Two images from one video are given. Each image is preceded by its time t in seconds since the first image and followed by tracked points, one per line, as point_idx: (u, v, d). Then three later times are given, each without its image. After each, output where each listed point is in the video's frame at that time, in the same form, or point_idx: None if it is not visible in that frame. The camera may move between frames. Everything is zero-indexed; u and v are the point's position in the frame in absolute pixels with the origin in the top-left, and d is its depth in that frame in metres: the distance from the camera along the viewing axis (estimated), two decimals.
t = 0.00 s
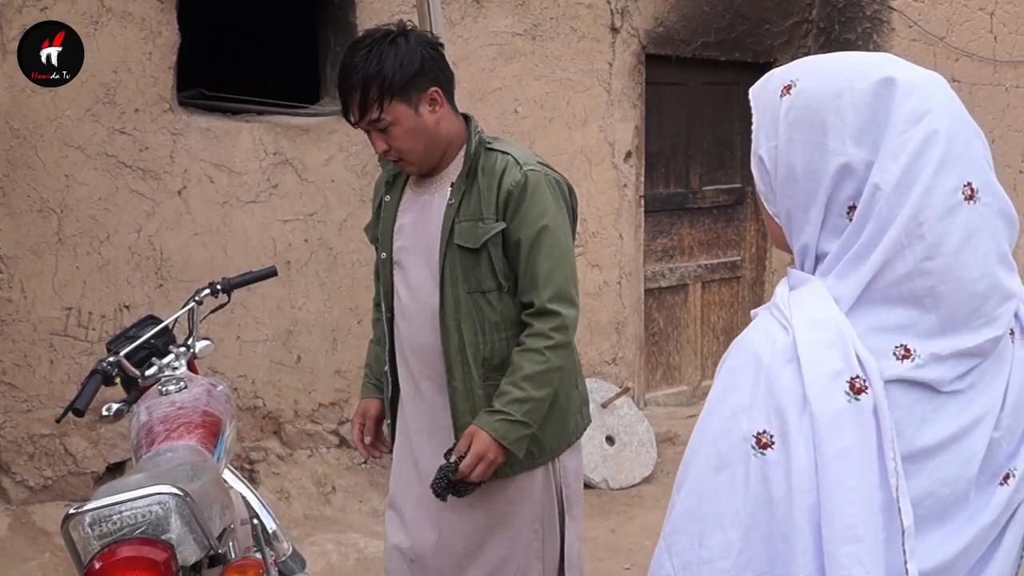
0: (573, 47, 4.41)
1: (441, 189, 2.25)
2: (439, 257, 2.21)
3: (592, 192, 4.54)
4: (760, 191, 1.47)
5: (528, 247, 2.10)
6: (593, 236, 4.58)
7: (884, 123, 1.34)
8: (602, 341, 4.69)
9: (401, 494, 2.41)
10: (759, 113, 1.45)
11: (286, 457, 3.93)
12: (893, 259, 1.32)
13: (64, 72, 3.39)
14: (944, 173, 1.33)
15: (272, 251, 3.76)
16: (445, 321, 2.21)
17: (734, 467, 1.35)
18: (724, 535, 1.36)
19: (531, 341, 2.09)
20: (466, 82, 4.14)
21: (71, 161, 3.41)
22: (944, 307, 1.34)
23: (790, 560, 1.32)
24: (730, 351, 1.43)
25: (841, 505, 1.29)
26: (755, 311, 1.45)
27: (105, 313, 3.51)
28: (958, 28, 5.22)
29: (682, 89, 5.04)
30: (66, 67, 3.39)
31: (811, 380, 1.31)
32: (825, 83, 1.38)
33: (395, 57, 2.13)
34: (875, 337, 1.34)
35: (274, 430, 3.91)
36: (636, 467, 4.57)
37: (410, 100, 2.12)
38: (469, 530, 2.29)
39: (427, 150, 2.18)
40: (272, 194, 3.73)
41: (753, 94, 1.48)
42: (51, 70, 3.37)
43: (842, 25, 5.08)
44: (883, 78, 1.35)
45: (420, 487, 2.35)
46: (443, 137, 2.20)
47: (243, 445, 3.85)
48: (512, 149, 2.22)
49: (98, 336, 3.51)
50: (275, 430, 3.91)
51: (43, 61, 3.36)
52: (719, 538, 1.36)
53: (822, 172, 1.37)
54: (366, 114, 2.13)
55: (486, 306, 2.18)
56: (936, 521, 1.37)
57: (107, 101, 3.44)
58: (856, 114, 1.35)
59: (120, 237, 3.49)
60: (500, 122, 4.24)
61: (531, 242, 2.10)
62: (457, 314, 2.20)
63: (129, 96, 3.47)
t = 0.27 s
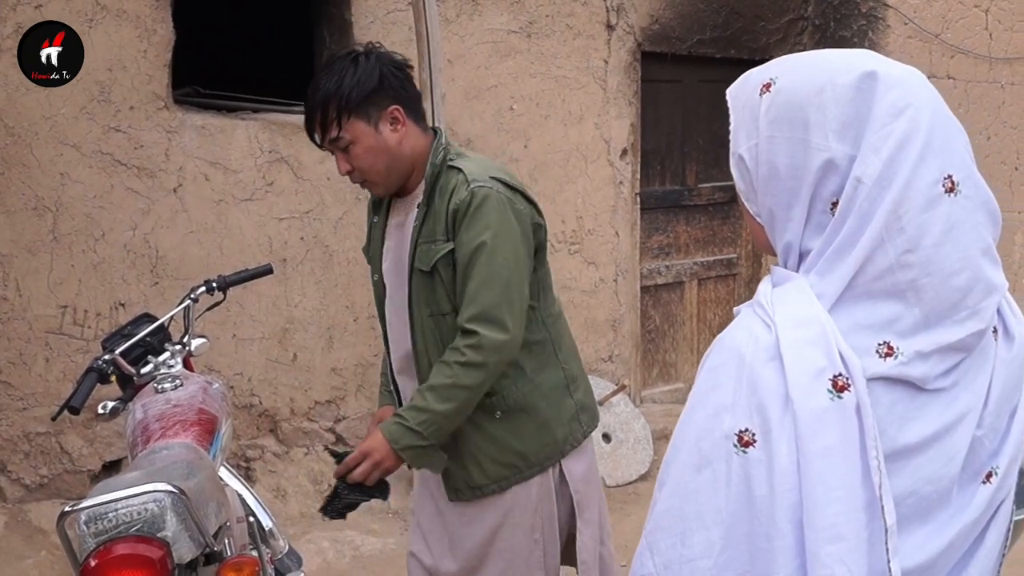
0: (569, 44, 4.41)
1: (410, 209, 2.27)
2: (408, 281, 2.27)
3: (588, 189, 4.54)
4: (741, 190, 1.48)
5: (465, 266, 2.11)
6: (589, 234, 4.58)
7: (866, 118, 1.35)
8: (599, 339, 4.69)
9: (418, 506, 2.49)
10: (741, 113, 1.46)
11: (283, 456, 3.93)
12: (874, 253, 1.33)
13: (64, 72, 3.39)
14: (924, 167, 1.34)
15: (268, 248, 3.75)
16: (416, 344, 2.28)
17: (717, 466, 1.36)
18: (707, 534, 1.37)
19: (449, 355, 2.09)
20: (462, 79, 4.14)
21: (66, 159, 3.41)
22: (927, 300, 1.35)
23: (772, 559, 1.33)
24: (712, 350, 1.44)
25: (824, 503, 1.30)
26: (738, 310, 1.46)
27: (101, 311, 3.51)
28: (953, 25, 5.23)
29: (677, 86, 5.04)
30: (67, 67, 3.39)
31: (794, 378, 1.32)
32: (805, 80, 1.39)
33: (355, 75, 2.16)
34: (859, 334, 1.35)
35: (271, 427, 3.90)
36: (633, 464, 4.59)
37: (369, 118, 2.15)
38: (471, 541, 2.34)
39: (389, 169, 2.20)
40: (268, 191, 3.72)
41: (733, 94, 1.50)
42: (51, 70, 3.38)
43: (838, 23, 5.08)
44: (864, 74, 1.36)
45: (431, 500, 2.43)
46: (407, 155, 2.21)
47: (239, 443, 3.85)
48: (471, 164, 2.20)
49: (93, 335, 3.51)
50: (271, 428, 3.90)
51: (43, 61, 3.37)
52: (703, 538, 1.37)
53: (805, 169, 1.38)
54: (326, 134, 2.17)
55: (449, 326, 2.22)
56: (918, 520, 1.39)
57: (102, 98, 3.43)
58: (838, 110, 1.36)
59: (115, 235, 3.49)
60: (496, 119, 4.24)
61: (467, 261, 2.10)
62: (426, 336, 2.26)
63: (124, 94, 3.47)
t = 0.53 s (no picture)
0: (569, 40, 4.41)
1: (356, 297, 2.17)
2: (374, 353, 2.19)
3: (588, 186, 4.54)
4: (723, 191, 1.49)
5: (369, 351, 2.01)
6: (589, 230, 4.58)
7: (847, 114, 1.36)
8: (598, 335, 4.69)
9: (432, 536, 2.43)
10: (721, 113, 1.47)
11: (282, 452, 3.93)
12: (856, 249, 1.34)
13: (64, 73, 3.38)
14: (904, 162, 1.35)
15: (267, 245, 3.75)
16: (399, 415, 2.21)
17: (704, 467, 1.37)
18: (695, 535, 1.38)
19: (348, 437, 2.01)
20: (462, 76, 4.13)
21: (66, 155, 3.40)
22: (911, 294, 1.35)
23: (759, 558, 1.34)
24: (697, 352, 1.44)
25: (809, 502, 1.31)
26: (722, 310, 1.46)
27: (100, 307, 3.51)
28: (953, 22, 5.24)
29: (677, 83, 5.04)
30: (67, 68, 3.39)
31: (778, 378, 1.32)
32: (785, 79, 1.40)
33: (271, 182, 2.01)
34: (844, 331, 1.35)
35: (270, 424, 3.89)
36: (632, 461, 4.59)
37: (295, 221, 2.02)
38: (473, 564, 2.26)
39: (324, 264, 2.08)
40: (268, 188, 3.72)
41: (712, 96, 1.50)
42: (51, 70, 3.37)
43: (838, 19, 5.07)
44: (842, 71, 1.37)
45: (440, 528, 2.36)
46: (340, 248, 2.08)
47: (238, 440, 3.84)
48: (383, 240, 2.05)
49: (93, 331, 3.51)
50: (270, 425, 3.89)
51: (43, 61, 3.36)
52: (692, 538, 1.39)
53: (788, 167, 1.39)
54: (255, 246, 2.04)
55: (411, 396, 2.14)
56: (905, 519, 1.40)
57: (101, 95, 3.43)
58: (819, 107, 1.37)
59: (115, 231, 3.49)
60: (496, 115, 4.23)
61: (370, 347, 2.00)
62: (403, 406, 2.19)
63: (123, 90, 3.46)
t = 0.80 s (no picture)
0: (579, 41, 4.40)
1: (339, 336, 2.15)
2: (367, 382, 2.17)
3: (599, 186, 4.53)
4: (738, 191, 1.53)
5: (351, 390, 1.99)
6: (601, 231, 4.57)
7: (857, 110, 1.42)
8: (610, 336, 4.68)
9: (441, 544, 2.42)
10: (734, 117, 1.52)
11: (295, 454, 3.93)
12: (871, 240, 1.38)
13: (64, 72, 3.39)
14: (912, 154, 1.40)
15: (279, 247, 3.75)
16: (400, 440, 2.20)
17: (733, 457, 1.40)
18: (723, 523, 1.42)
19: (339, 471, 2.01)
20: (473, 77, 4.13)
21: (78, 159, 3.41)
22: (927, 281, 1.39)
23: (788, 544, 1.38)
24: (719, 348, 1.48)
25: (837, 487, 1.34)
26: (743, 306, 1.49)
27: (113, 310, 3.52)
28: (965, 19, 5.21)
29: (688, 83, 5.03)
30: (66, 67, 3.39)
31: (802, 367, 1.36)
32: (795, 79, 1.45)
33: (238, 244, 1.95)
34: (865, 320, 1.39)
35: (282, 426, 3.90)
36: (645, 461, 4.57)
37: (269, 276, 1.97)
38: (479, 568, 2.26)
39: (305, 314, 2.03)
40: (280, 190, 3.74)
41: (723, 101, 1.55)
42: (51, 70, 3.38)
43: (848, 18, 5.07)
44: (848, 68, 1.42)
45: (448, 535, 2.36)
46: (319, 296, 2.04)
47: (251, 442, 3.85)
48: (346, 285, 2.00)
49: (106, 334, 3.52)
50: (283, 426, 3.90)
51: (43, 61, 3.38)
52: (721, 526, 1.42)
53: (803, 164, 1.43)
54: (233, 309, 1.98)
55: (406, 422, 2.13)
56: (931, 502, 1.42)
57: (113, 98, 3.44)
58: (830, 105, 1.42)
59: (127, 235, 3.50)
60: (507, 116, 4.23)
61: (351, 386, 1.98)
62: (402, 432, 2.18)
63: (135, 93, 3.47)
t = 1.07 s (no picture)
0: (574, 36, 4.40)
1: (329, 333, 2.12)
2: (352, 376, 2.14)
3: (593, 181, 4.53)
4: (773, 178, 1.52)
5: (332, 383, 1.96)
6: (595, 226, 4.57)
7: (895, 100, 1.42)
8: (604, 331, 4.69)
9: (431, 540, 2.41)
10: (770, 106, 1.51)
11: (290, 449, 3.92)
12: (909, 224, 1.38)
13: (64, 72, 3.40)
14: (947, 141, 1.40)
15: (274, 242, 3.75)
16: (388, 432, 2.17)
17: (775, 433, 1.39)
18: (763, 499, 1.40)
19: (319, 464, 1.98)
20: (468, 72, 4.13)
21: (72, 154, 3.41)
22: (962, 264, 1.39)
23: (832, 519, 1.37)
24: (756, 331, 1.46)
25: (880, 463, 1.34)
26: (779, 288, 1.48)
27: (107, 305, 3.52)
28: (959, 15, 5.21)
29: (682, 78, 5.04)
30: (66, 67, 3.41)
31: (848, 346, 1.35)
32: (834, 68, 1.45)
33: (225, 245, 1.92)
34: (904, 301, 1.38)
35: (277, 421, 3.90)
36: (640, 456, 4.57)
37: (258, 275, 1.94)
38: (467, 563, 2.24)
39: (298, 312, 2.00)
40: (274, 185, 3.73)
41: (757, 92, 1.54)
42: (51, 70, 3.40)
43: (843, 14, 5.07)
44: (887, 59, 1.43)
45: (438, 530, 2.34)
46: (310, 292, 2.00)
47: (246, 437, 3.85)
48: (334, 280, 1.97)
49: (100, 330, 3.52)
50: (278, 422, 3.90)
51: (43, 61, 3.40)
52: (761, 502, 1.41)
53: (841, 150, 1.43)
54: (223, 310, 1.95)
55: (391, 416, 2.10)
56: (959, 480, 1.43)
57: (107, 94, 3.44)
58: (867, 94, 1.42)
59: (121, 230, 3.50)
60: (501, 112, 4.23)
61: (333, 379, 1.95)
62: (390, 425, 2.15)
63: (129, 89, 3.47)
